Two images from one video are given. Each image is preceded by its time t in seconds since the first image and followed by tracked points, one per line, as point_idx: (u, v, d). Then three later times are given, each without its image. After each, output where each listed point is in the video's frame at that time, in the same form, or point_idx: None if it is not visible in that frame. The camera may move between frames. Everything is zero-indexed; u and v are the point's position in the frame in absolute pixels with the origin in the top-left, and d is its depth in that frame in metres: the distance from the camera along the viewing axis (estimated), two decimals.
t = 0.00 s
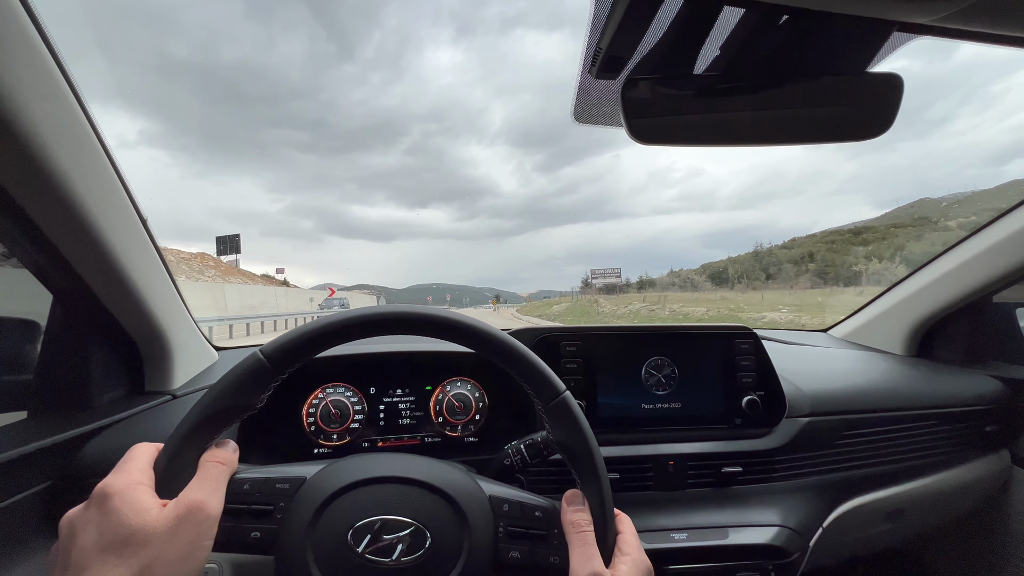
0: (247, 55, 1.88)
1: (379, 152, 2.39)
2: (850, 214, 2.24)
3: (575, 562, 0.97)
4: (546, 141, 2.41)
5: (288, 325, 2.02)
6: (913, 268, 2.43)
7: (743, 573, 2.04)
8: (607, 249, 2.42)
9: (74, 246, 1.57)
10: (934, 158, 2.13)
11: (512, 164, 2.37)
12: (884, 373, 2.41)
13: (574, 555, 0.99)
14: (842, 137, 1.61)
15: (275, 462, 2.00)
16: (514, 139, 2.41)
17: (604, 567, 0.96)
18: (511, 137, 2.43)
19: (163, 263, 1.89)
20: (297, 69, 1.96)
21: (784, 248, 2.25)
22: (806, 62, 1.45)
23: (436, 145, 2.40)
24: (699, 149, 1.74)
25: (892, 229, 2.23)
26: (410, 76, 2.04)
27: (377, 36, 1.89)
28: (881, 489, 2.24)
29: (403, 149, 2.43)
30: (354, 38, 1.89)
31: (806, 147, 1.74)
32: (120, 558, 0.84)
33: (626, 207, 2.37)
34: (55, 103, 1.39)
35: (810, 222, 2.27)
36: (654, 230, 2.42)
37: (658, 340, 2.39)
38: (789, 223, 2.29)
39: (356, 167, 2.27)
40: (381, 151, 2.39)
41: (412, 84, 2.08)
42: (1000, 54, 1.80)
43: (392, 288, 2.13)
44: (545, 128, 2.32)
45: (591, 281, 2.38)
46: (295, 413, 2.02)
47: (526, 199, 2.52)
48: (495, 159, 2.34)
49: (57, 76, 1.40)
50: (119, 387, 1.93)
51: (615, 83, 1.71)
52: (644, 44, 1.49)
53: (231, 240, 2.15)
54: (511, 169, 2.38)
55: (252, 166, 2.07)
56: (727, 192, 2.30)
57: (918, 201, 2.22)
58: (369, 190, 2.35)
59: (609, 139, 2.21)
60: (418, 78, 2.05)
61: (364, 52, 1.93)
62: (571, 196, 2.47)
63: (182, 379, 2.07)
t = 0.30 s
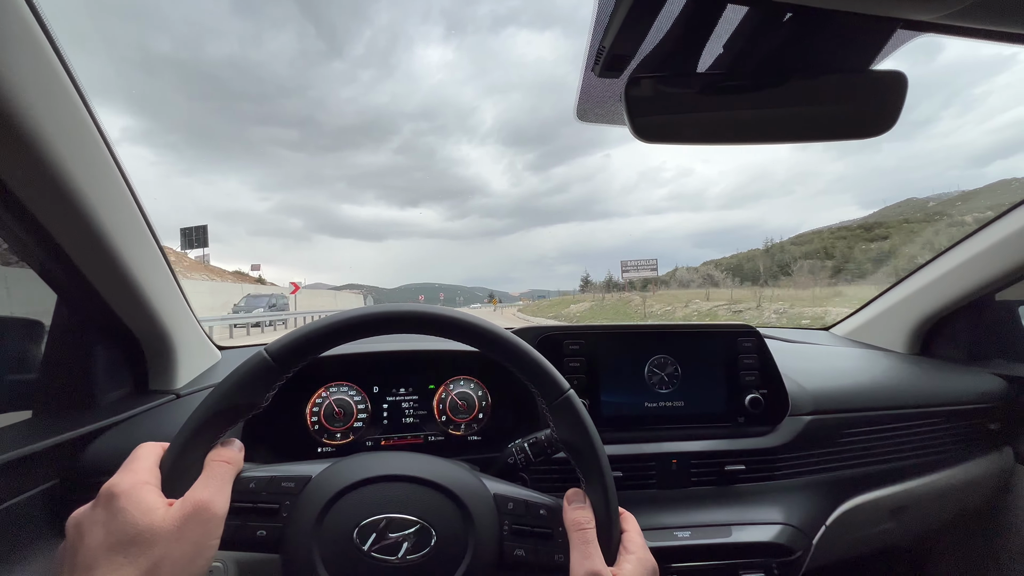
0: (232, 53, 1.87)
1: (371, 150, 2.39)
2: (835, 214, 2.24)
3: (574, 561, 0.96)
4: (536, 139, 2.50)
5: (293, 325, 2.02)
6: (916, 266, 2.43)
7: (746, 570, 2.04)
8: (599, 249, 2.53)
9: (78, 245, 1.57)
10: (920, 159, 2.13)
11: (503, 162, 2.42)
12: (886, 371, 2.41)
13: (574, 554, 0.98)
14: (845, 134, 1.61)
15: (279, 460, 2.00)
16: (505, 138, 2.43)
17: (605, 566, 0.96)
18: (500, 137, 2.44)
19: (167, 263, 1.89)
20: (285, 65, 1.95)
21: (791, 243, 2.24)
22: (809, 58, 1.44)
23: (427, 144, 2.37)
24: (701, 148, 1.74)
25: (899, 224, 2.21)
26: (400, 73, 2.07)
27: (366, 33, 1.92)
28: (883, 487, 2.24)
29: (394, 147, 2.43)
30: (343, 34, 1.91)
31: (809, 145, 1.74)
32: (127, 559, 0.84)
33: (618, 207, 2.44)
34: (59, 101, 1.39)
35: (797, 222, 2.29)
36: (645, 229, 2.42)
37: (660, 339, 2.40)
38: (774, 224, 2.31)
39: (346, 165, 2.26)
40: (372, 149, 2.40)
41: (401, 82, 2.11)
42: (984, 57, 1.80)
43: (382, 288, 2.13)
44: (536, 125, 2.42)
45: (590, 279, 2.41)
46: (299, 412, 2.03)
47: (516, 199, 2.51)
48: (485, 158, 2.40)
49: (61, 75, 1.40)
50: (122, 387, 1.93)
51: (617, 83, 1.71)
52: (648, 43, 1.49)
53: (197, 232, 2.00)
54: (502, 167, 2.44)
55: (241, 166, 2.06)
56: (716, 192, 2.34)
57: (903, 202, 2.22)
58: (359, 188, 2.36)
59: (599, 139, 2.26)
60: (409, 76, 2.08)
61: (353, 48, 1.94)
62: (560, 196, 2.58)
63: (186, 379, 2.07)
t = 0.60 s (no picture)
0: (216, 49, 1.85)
1: (361, 150, 2.42)
2: (823, 214, 2.27)
3: (575, 561, 0.97)
4: (526, 139, 2.55)
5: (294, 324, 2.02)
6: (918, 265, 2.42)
7: (746, 569, 2.05)
8: (590, 249, 2.59)
9: (79, 245, 1.57)
10: (905, 159, 2.15)
11: (495, 163, 2.45)
12: (886, 371, 2.42)
13: (575, 553, 0.99)
14: (844, 134, 1.61)
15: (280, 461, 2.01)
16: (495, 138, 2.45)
17: (606, 566, 0.96)
18: (490, 137, 2.48)
19: (168, 264, 1.90)
20: (273, 64, 1.94)
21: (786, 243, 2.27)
22: (810, 57, 1.44)
23: (418, 143, 2.40)
24: (700, 148, 1.75)
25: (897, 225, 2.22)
26: (391, 72, 2.07)
27: (356, 31, 1.91)
28: (883, 486, 2.24)
29: (385, 147, 2.46)
30: (332, 33, 1.91)
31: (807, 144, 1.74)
32: (129, 561, 0.85)
33: (607, 207, 2.47)
34: (59, 102, 1.39)
35: (785, 223, 2.31)
36: (636, 229, 2.49)
37: (660, 339, 2.40)
38: (765, 223, 2.34)
39: (335, 164, 2.24)
40: (362, 148, 2.42)
41: (392, 82, 2.12)
42: (967, 59, 1.81)
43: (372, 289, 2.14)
44: (527, 125, 2.46)
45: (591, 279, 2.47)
46: (301, 413, 2.04)
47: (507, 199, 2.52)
48: (478, 158, 2.44)
49: (61, 75, 1.40)
50: (124, 387, 1.94)
51: (616, 83, 1.72)
52: (647, 43, 1.49)
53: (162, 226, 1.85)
54: (493, 167, 2.46)
55: (232, 163, 2.05)
56: (705, 192, 2.35)
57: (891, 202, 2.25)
58: (349, 188, 2.34)
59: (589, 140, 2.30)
60: (400, 75, 2.08)
61: (343, 46, 1.94)
62: (553, 195, 2.56)
63: (187, 379, 2.07)
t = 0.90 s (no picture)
0: (201, 47, 1.84)
1: (348, 149, 2.36)
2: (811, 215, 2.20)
3: (577, 559, 0.97)
4: (518, 139, 2.56)
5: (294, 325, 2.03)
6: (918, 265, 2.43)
7: (747, 570, 2.05)
8: (583, 249, 2.58)
9: (81, 246, 1.58)
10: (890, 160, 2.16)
11: (485, 163, 2.38)
12: (887, 371, 2.41)
13: (576, 551, 0.99)
14: (843, 135, 1.61)
15: (282, 462, 2.02)
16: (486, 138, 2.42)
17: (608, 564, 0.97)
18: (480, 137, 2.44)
19: (170, 266, 1.90)
20: (259, 62, 1.93)
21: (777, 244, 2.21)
22: (809, 57, 1.45)
23: (407, 143, 2.36)
24: (700, 149, 1.75)
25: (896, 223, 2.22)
26: (381, 72, 2.07)
27: (345, 29, 1.91)
28: (883, 486, 2.24)
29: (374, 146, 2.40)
30: (321, 31, 1.90)
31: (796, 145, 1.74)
32: (131, 565, 0.85)
33: (597, 208, 2.49)
34: (59, 104, 1.40)
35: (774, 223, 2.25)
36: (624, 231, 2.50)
37: (661, 340, 2.40)
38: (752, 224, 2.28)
39: (324, 163, 2.24)
40: (349, 148, 2.36)
41: (380, 81, 2.11)
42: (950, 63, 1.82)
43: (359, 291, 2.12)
44: (518, 124, 2.45)
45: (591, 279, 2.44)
46: (303, 414, 2.04)
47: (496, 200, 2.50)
48: (469, 159, 2.37)
49: (62, 76, 1.40)
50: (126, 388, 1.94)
51: (618, 84, 1.72)
52: (648, 45, 1.49)
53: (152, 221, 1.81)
54: (484, 169, 2.40)
55: (220, 162, 2.05)
56: (694, 193, 2.35)
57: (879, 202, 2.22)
58: (338, 188, 2.33)
59: (580, 140, 2.29)
60: (389, 74, 2.08)
61: (332, 44, 1.94)
62: (542, 196, 2.56)
63: (189, 380, 2.08)
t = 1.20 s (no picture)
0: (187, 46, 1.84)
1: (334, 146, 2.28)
2: (795, 216, 2.30)
3: (580, 559, 0.98)
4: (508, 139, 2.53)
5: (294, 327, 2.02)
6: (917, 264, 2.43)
7: (747, 570, 2.06)
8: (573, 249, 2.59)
9: (82, 248, 1.58)
10: (876, 162, 2.17)
11: (474, 163, 2.38)
12: (887, 371, 2.42)
13: (579, 551, 1.00)
14: (842, 136, 1.62)
15: (283, 464, 2.03)
16: (476, 138, 2.40)
17: (611, 565, 0.97)
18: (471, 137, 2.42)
19: (170, 268, 1.90)
20: (246, 61, 1.94)
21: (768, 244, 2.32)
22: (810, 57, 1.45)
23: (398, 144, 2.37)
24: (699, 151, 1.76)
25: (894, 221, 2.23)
26: (370, 71, 2.07)
27: (334, 28, 1.92)
28: (882, 486, 2.25)
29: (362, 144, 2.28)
30: (310, 30, 1.91)
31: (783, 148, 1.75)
32: (135, 570, 0.86)
33: (586, 208, 2.49)
34: (59, 105, 1.40)
35: (761, 224, 2.38)
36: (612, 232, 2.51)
37: (662, 340, 2.41)
38: (741, 224, 2.38)
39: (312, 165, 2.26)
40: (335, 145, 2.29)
41: (369, 80, 2.11)
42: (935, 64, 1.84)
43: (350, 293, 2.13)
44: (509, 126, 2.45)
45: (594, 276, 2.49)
46: (305, 415, 2.05)
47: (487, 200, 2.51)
48: (459, 160, 2.36)
49: (62, 78, 1.41)
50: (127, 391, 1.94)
51: (620, 86, 1.72)
52: (649, 47, 1.50)
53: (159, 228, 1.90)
54: (473, 169, 2.42)
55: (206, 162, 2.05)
56: (683, 194, 2.37)
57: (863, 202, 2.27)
58: (326, 188, 2.35)
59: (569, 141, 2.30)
60: (379, 73, 2.07)
61: (321, 44, 1.94)
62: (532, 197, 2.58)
63: (190, 383, 2.08)
